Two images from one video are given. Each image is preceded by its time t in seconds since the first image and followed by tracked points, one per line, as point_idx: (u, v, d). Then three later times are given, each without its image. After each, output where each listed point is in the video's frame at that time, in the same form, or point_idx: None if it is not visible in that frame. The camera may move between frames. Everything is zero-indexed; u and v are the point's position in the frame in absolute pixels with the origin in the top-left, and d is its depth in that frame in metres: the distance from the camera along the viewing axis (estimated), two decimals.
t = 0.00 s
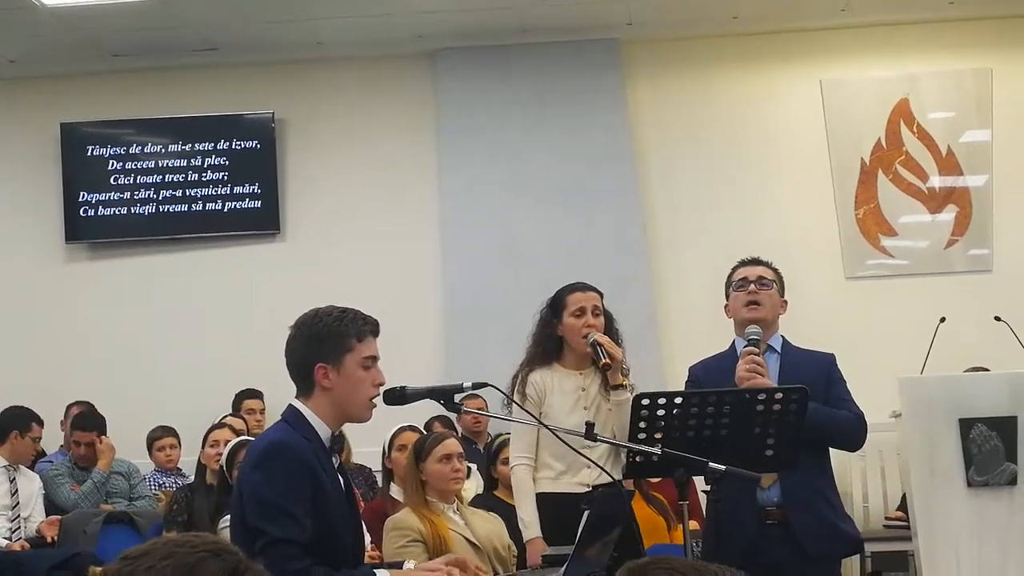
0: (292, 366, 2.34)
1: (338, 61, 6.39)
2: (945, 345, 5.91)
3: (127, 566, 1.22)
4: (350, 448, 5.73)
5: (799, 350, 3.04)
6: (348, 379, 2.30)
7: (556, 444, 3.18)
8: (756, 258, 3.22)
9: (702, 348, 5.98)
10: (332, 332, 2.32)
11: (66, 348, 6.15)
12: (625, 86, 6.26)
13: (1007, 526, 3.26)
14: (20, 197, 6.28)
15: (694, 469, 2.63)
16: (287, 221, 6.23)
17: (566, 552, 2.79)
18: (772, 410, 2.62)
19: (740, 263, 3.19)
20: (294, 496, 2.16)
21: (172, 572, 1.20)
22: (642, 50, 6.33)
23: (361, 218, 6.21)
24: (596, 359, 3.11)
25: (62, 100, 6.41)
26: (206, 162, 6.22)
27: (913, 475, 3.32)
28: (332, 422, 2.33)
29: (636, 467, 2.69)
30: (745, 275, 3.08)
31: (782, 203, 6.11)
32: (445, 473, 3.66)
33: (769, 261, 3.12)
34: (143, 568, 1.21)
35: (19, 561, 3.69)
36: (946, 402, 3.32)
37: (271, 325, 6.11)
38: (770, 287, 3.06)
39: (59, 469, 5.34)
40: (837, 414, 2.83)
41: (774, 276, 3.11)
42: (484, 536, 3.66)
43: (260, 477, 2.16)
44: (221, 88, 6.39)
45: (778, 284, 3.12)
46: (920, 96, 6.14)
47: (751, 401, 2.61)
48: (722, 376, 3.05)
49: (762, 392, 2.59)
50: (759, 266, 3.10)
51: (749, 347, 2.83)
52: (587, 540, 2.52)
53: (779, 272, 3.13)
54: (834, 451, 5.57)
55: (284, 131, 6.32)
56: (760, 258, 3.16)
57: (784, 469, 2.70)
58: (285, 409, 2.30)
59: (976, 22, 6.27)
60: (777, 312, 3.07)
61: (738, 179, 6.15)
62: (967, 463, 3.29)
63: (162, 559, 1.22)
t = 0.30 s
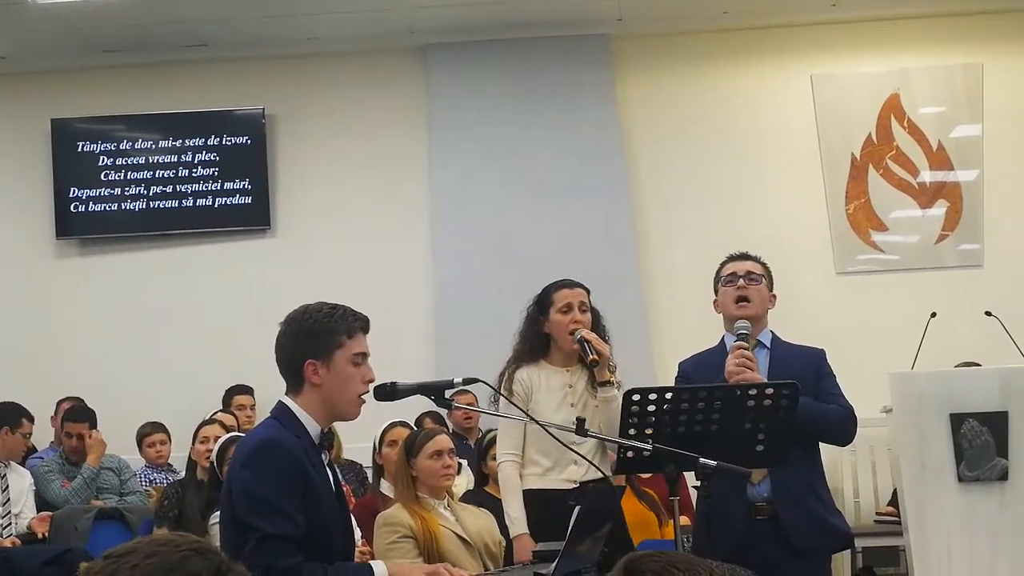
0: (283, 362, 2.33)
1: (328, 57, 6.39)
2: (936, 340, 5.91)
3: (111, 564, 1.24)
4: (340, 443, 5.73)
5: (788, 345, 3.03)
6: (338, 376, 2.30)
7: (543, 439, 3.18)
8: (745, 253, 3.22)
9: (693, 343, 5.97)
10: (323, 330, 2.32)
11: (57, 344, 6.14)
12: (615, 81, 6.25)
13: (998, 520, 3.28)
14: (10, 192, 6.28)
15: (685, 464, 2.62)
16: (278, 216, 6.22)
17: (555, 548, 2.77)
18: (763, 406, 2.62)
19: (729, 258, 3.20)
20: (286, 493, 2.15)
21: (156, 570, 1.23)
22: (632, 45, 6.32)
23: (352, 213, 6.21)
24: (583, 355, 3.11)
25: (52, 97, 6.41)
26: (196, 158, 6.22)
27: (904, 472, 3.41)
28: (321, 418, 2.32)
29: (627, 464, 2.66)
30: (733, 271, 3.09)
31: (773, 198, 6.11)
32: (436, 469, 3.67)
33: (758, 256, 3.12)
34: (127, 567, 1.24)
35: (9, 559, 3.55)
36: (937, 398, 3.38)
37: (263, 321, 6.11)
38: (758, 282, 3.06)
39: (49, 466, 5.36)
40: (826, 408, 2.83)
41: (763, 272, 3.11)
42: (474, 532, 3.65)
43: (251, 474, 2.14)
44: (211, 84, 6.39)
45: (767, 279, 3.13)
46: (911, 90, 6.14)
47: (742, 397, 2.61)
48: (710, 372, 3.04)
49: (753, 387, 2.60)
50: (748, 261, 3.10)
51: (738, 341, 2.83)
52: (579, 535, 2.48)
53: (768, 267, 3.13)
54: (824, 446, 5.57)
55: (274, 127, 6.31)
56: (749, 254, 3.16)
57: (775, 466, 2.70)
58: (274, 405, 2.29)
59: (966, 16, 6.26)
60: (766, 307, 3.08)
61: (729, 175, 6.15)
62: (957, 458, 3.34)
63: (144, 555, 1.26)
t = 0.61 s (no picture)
0: (276, 358, 2.33)
1: (322, 54, 6.38)
2: (930, 339, 5.91)
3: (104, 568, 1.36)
4: (334, 441, 5.72)
5: (781, 343, 3.03)
6: (331, 372, 2.30)
7: (534, 438, 3.18)
8: (738, 251, 3.23)
9: (687, 341, 5.97)
10: (315, 325, 2.32)
11: (50, 342, 6.14)
12: (609, 79, 6.25)
13: (991, 518, 3.30)
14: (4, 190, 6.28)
15: (680, 462, 2.62)
16: (271, 214, 6.22)
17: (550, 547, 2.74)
18: (757, 404, 2.62)
19: (721, 255, 3.20)
20: (283, 487, 2.15)
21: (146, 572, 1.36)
22: (626, 43, 6.32)
23: (346, 211, 6.21)
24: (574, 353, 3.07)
25: (46, 94, 6.41)
26: (190, 155, 6.22)
27: (898, 470, 3.37)
28: (314, 414, 2.32)
29: (622, 462, 2.66)
30: (726, 269, 3.09)
31: (767, 197, 6.10)
32: (430, 467, 3.68)
33: (750, 254, 3.13)
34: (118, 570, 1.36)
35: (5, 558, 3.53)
36: (930, 395, 3.38)
37: (256, 319, 6.10)
38: (751, 280, 3.06)
39: (42, 464, 5.35)
40: (820, 407, 2.83)
41: (755, 270, 3.11)
42: (468, 530, 3.66)
43: (245, 471, 2.14)
44: (205, 82, 6.39)
45: (759, 277, 3.13)
46: (905, 89, 6.14)
47: (735, 395, 2.61)
48: (702, 371, 3.05)
49: (747, 385, 2.59)
50: (740, 260, 3.11)
51: (730, 341, 2.84)
52: (574, 533, 2.47)
53: (760, 264, 3.13)
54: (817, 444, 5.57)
55: (268, 124, 6.31)
56: (741, 251, 3.17)
57: (768, 464, 2.70)
58: (267, 402, 2.28)
59: (960, 15, 6.26)
60: (759, 305, 3.08)
61: (723, 173, 6.14)
62: (951, 456, 3.34)
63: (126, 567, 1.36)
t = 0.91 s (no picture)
0: (275, 360, 2.33)
1: (320, 55, 6.39)
2: (927, 339, 5.91)
3: None
4: (331, 443, 5.72)
5: (777, 343, 3.04)
6: (328, 375, 2.30)
7: (531, 441, 3.17)
8: (731, 251, 3.23)
9: (685, 342, 5.97)
10: (313, 328, 2.32)
11: (47, 343, 6.14)
12: (607, 79, 6.25)
13: (989, 520, 3.30)
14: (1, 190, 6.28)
15: (677, 463, 2.63)
16: (269, 215, 6.22)
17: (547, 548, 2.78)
18: (753, 405, 2.61)
19: (715, 256, 3.20)
20: (265, 489, 2.13)
21: None
22: (624, 44, 6.32)
23: (343, 212, 6.21)
24: (571, 354, 3.10)
25: (43, 95, 6.40)
26: (187, 156, 6.22)
27: (895, 472, 3.38)
28: (311, 417, 2.31)
29: (620, 463, 2.67)
30: (721, 270, 3.09)
31: (765, 198, 6.10)
32: (427, 468, 3.68)
33: (745, 254, 3.12)
34: None
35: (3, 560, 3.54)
36: (927, 396, 3.39)
37: (254, 320, 6.10)
38: (745, 281, 3.06)
39: (40, 465, 5.35)
40: (816, 410, 2.82)
41: (750, 270, 3.12)
42: (466, 531, 3.67)
43: (236, 472, 2.13)
44: (202, 82, 6.38)
45: (754, 278, 3.13)
46: (903, 90, 6.14)
47: (735, 397, 2.61)
48: (699, 373, 3.05)
49: (742, 386, 2.59)
50: (735, 260, 3.10)
51: (724, 345, 2.84)
52: (569, 536, 2.50)
53: (754, 264, 3.13)
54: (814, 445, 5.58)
55: (266, 125, 6.31)
56: (735, 252, 3.17)
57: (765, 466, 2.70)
58: (265, 405, 2.29)
59: (958, 15, 6.26)
60: (754, 305, 3.08)
61: (720, 174, 6.14)
62: (948, 458, 3.34)
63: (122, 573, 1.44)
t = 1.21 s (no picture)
0: (276, 363, 2.31)
1: (320, 58, 6.39)
2: (928, 345, 5.90)
3: None
4: (331, 446, 5.72)
5: (778, 347, 3.03)
6: (330, 378, 2.29)
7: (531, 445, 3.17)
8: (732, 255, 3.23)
9: (685, 346, 5.97)
10: (315, 332, 2.31)
11: (48, 346, 6.14)
12: (607, 83, 6.26)
13: (990, 527, 3.29)
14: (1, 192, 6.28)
15: (675, 469, 2.63)
16: (269, 219, 6.22)
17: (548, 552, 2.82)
18: (752, 411, 2.61)
19: (716, 260, 3.20)
20: (264, 491, 2.10)
21: None
22: (624, 48, 6.32)
23: (344, 215, 6.21)
24: (572, 358, 3.11)
25: (43, 98, 6.41)
26: (188, 159, 6.22)
27: (896, 476, 3.36)
28: (311, 421, 2.29)
29: (618, 468, 2.68)
30: (720, 274, 3.10)
31: (765, 202, 6.10)
32: (427, 472, 3.67)
33: (745, 258, 3.13)
34: None
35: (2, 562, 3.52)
36: (928, 401, 3.38)
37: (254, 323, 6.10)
38: (744, 284, 3.06)
39: (39, 468, 5.36)
40: (816, 416, 2.81)
41: (750, 274, 3.12)
42: (465, 535, 3.67)
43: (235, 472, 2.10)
44: (202, 86, 6.39)
45: (754, 282, 3.13)
46: (904, 95, 6.13)
47: (736, 402, 2.60)
48: (698, 377, 3.05)
49: (740, 391, 2.58)
50: (734, 264, 3.11)
51: (721, 349, 2.85)
52: (568, 541, 2.55)
53: (755, 268, 3.13)
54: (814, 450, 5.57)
55: (266, 128, 6.31)
56: (736, 256, 3.17)
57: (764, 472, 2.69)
58: (265, 408, 2.26)
59: (957, 21, 6.26)
60: (754, 309, 3.08)
61: (721, 178, 6.14)
62: (949, 463, 3.34)
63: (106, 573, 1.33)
